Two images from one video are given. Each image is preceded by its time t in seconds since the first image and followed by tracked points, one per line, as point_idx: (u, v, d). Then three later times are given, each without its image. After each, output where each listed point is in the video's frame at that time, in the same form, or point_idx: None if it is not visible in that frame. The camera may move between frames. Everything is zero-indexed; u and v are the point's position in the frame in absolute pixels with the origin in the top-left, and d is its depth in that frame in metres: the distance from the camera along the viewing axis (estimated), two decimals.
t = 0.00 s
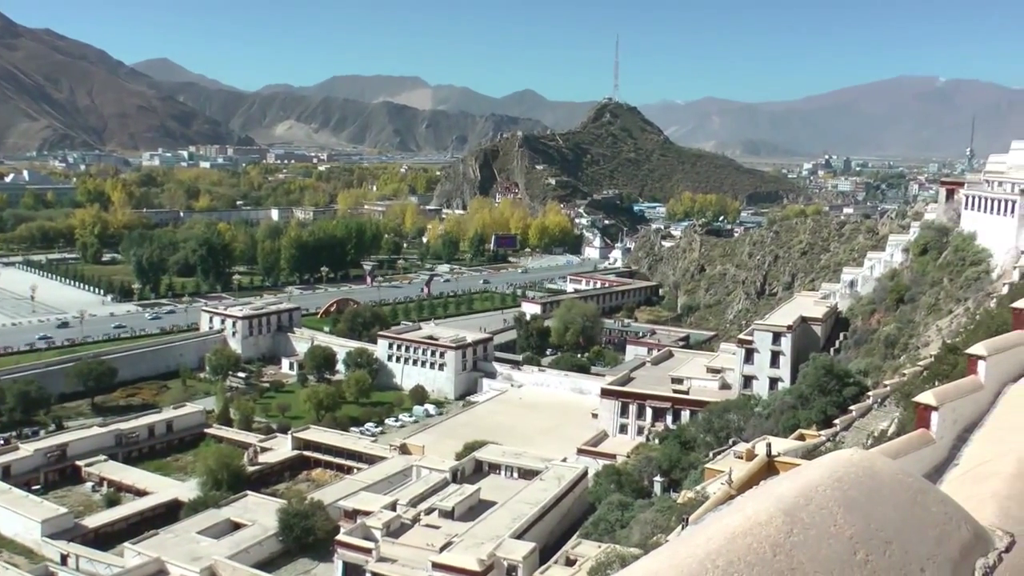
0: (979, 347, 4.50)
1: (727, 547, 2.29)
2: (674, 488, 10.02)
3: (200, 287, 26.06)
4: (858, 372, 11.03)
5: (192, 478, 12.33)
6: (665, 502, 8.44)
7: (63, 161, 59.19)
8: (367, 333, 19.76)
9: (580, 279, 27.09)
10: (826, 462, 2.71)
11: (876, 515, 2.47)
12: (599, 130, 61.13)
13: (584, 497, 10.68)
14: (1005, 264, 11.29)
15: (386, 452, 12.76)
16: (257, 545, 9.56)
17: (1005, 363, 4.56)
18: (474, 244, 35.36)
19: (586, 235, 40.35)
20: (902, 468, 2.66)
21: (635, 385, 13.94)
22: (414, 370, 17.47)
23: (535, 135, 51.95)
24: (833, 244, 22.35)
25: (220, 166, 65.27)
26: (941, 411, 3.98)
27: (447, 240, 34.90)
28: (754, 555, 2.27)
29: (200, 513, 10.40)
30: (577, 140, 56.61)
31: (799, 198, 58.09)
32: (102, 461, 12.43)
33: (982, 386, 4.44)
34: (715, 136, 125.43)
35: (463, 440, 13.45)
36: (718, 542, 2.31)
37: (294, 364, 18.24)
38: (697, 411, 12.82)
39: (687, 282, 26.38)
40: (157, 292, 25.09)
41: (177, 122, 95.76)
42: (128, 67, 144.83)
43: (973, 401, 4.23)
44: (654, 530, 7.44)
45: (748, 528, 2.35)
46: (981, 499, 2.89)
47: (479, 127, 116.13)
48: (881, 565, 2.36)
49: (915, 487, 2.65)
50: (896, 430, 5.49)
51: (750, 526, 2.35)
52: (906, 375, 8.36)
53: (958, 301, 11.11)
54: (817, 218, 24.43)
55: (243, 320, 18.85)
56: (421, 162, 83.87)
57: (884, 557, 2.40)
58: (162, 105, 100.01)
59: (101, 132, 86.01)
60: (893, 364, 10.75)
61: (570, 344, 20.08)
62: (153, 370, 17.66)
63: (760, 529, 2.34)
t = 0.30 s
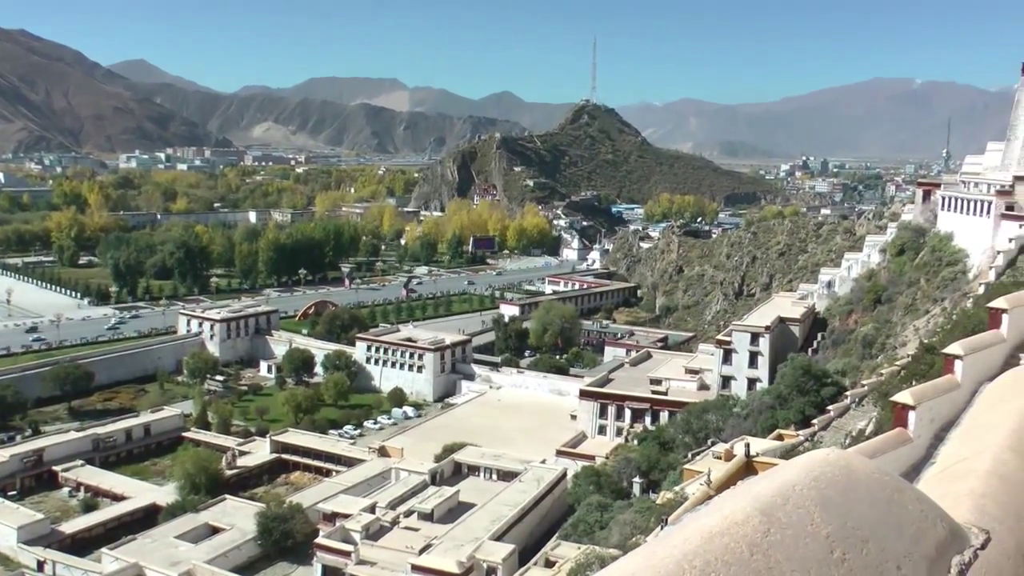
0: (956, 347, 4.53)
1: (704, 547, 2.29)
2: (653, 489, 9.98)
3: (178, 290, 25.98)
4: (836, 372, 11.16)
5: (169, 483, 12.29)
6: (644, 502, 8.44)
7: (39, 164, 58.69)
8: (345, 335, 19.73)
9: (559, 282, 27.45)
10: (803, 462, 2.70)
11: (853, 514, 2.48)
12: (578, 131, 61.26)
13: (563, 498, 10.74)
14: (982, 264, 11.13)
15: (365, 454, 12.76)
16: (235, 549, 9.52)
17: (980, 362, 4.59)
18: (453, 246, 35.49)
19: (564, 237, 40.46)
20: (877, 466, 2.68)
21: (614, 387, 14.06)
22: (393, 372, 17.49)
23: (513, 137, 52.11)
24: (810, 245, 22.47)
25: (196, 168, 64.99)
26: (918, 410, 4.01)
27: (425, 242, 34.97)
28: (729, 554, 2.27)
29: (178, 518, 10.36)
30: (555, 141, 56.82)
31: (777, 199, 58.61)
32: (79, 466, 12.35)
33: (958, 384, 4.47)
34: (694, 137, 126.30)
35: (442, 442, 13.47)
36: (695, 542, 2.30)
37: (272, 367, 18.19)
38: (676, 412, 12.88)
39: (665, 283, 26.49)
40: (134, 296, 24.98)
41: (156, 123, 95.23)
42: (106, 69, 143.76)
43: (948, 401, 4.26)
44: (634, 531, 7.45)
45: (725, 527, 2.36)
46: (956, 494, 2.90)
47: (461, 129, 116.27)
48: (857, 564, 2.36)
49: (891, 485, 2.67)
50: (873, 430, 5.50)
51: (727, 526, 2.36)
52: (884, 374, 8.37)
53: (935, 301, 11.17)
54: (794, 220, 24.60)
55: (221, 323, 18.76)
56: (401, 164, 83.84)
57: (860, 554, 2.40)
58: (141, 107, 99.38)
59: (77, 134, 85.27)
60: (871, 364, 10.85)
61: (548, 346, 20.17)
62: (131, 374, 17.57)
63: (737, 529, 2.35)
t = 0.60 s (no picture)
0: (932, 345, 4.56)
1: (681, 547, 2.28)
2: (632, 489, 10.01)
3: (155, 292, 25.85)
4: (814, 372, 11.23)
5: (147, 487, 12.25)
6: (624, 502, 8.48)
7: (15, 166, 58.11)
8: (324, 337, 19.82)
9: (537, 283, 27.46)
10: (779, 461, 2.72)
11: (829, 512, 2.49)
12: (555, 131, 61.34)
13: (543, 499, 10.85)
14: (958, 264, 11.22)
15: (343, 457, 12.81)
16: (214, 553, 9.52)
17: (957, 360, 4.63)
18: (431, 248, 35.55)
19: (542, 238, 40.61)
20: (853, 466, 2.69)
21: (593, 387, 14.26)
22: (372, 374, 17.47)
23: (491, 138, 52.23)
24: (788, 245, 22.63)
25: (174, 170, 64.65)
26: (895, 409, 4.02)
27: (403, 244, 34.81)
28: (707, 555, 2.26)
29: (156, 522, 10.32)
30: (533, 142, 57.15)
31: (754, 200, 59.15)
32: (56, 471, 12.28)
33: (934, 382, 4.50)
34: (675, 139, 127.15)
35: (420, 444, 13.56)
36: (672, 543, 2.30)
37: (250, 370, 18.15)
38: (653, 412, 13.08)
39: (643, 284, 26.68)
40: (112, 299, 24.84)
41: (134, 124, 94.55)
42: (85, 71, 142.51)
43: (926, 400, 4.28)
44: (612, 531, 7.45)
45: (702, 527, 2.36)
46: (932, 492, 2.91)
47: (443, 131, 116.37)
48: (833, 560, 2.36)
49: (867, 484, 2.68)
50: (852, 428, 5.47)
51: (703, 526, 2.36)
52: (863, 373, 8.41)
53: (912, 300, 11.25)
54: (772, 221, 24.76)
55: (198, 325, 18.72)
56: (382, 165, 83.76)
57: (837, 552, 2.40)
58: (118, 108, 98.66)
59: (53, 135, 84.44)
60: (848, 363, 10.93)
61: (528, 347, 20.15)
62: (108, 378, 17.50)
63: (714, 529, 2.35)
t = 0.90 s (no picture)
0: (909, 345, 4.59)
1: (659, 546, 2.26)
2: (610, 489, 10.18)
3: (132, 295, 25.76)
4: (791, 372, 11.35)
5: (124, 490, 12.25)
6: (602, 503, 8.58)
7: None
8: (302, 339, 19.76)
9: (515, 285, 27.69)
10: (757, 461, 2.72)
11: (807, 512, 2.49)
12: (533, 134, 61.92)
13: (521, 501, 10.99)
14: (934, 264, 11.35)
15: (322, 459, 12.88)
16: (192, 557, 9.54)
17: (933, 360, 4.66)
18: (409, 249, 35.78)
19: (520, 239, 40.87)
20: (830, 466, 2.69)
21: (571, 387, 14.48)
22: (350, 376, 17.59)
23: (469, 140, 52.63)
24: (765, 246, 22.80)
25: (150, 171, 64.47)
26: (873, 408, 4.06)
27: (380, 244, 34.82)
28: (685, 555, 2.24)
29: (134, 525, 10.32)
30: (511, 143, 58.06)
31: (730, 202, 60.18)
32: (32, 475, 12.20)
33: (912, 383, 4.54)
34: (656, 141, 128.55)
35: (399, 446, 13.70)
36: (649, 542, 2.28)
37: (228, 372, 18.14)
38: (632, 413, 13.30)
39: (621, 286, 26.91)
40: (89, 301, 24.75)
41: (111, 126, 94.11)
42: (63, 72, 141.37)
43: (902, 399, 4.32)
44: (591, 532, 7.47)
45: (681, 527, 2.35)
46: (908, 492, 2.91)
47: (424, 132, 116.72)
48: (811, 558, 2.36)
49: (843, 483, 2.68)
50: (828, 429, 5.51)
51: (682, 526, 2.35)
52: (840, 372, 8.48)
53: (889, 301, 11.35)
54: (750, 221, 24.85)
55: (176, 328, 18.72)
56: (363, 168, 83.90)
57: (814, 551, 2.40)
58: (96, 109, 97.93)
59: (28, 136, 83.67)
60: (826, 364, 11.06)
61: (505, 348, 20.27)
62: (85, 381, 17.46)
63: (691, 529, 2.34)
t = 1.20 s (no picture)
0: (886, 346, 4.66)
1: (637, 548, 2.20)
2: (588, 491, 10.50)
3: (108, 297, 26.09)
4: (770, 372, 11.80)
5: (100, 495, 12.82)
6: (580, 505, 8.56)
7: None
8: (279, 341, 20.79)
9: (493, 287, 28.72)
10: (734, 462, 2.68)
11: (784, 514, 2.45)
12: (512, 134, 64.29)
13: (499, 503, 11.62)
14: (911, 266, 11.55)
15: (301, 462, 13.76)
16: (169, 560, 10.02)
17: (909, 362, 4.74)
18: (386, 252, 36.87)
19: (497, 241, 42.16)
20: (808, 465, 2.65)
21: (549, 390, 15.36)
22: (327, 378, 18.80)
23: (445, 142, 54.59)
24: (743, 247, 23.52)
25: (126, 173, 65.11)
26: (849, 409, 4.12)
27: (359, 247, 35.61)
28: (664, 557, 2.18)
29: (111, 530, 10.81)
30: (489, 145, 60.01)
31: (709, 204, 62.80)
32: (9, 480, 12.71)
33: (889, 384, 4.61)
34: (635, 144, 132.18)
35: (376, 448, 14.69)
36: (628, 545, 2.21)
37: (205, 376, 19.19)
38: (610, 415, 14.16)
39: (599, 287, 28.02)
40: (64, 304, 25.21)
41: (86, 128, 94.32)
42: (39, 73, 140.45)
43: (879, 400, 4.39)
44: (566, 533, 7.63)
45: (658, 528, 2.29)
46: (885, 492, 2.90)
47: (406, 135, 117.93)
48: (788, 559, 2.32)
49: (821, 485, 2.65)
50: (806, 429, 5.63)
51: (659, 527, 2.29)
52: (817, 372, 8.58)
53: (866, 301, 11.62)
54: (728, 222, 25.55)
55: (152, 331, 19.78)
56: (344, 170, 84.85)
57: (793, 551, 2.35)
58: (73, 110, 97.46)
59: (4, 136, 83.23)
60: (803, 364, 11.52)
61: (483, 350, 21.23)
62: (63, 383, 18.36)
63: (669, 530, 2.28)
